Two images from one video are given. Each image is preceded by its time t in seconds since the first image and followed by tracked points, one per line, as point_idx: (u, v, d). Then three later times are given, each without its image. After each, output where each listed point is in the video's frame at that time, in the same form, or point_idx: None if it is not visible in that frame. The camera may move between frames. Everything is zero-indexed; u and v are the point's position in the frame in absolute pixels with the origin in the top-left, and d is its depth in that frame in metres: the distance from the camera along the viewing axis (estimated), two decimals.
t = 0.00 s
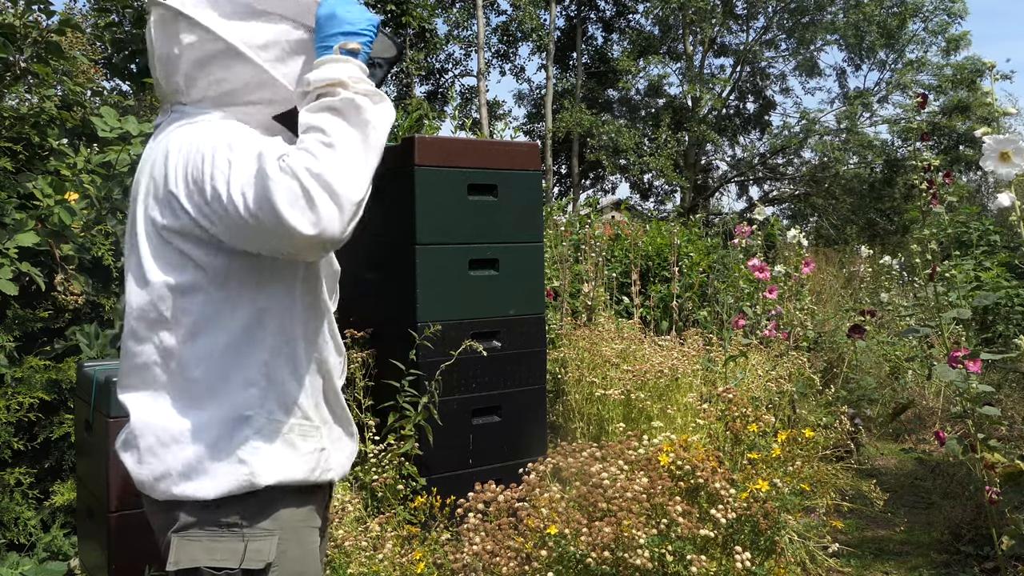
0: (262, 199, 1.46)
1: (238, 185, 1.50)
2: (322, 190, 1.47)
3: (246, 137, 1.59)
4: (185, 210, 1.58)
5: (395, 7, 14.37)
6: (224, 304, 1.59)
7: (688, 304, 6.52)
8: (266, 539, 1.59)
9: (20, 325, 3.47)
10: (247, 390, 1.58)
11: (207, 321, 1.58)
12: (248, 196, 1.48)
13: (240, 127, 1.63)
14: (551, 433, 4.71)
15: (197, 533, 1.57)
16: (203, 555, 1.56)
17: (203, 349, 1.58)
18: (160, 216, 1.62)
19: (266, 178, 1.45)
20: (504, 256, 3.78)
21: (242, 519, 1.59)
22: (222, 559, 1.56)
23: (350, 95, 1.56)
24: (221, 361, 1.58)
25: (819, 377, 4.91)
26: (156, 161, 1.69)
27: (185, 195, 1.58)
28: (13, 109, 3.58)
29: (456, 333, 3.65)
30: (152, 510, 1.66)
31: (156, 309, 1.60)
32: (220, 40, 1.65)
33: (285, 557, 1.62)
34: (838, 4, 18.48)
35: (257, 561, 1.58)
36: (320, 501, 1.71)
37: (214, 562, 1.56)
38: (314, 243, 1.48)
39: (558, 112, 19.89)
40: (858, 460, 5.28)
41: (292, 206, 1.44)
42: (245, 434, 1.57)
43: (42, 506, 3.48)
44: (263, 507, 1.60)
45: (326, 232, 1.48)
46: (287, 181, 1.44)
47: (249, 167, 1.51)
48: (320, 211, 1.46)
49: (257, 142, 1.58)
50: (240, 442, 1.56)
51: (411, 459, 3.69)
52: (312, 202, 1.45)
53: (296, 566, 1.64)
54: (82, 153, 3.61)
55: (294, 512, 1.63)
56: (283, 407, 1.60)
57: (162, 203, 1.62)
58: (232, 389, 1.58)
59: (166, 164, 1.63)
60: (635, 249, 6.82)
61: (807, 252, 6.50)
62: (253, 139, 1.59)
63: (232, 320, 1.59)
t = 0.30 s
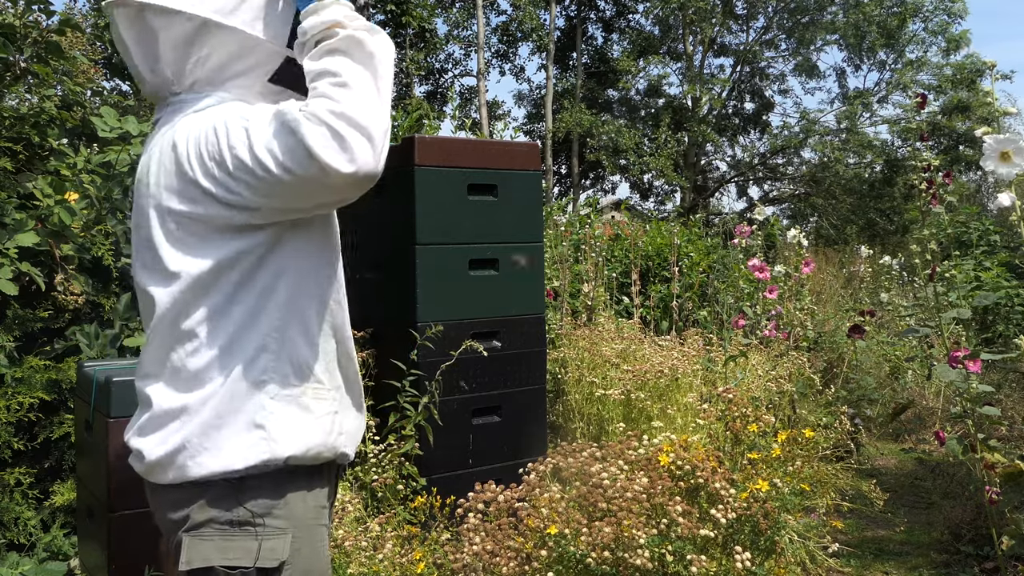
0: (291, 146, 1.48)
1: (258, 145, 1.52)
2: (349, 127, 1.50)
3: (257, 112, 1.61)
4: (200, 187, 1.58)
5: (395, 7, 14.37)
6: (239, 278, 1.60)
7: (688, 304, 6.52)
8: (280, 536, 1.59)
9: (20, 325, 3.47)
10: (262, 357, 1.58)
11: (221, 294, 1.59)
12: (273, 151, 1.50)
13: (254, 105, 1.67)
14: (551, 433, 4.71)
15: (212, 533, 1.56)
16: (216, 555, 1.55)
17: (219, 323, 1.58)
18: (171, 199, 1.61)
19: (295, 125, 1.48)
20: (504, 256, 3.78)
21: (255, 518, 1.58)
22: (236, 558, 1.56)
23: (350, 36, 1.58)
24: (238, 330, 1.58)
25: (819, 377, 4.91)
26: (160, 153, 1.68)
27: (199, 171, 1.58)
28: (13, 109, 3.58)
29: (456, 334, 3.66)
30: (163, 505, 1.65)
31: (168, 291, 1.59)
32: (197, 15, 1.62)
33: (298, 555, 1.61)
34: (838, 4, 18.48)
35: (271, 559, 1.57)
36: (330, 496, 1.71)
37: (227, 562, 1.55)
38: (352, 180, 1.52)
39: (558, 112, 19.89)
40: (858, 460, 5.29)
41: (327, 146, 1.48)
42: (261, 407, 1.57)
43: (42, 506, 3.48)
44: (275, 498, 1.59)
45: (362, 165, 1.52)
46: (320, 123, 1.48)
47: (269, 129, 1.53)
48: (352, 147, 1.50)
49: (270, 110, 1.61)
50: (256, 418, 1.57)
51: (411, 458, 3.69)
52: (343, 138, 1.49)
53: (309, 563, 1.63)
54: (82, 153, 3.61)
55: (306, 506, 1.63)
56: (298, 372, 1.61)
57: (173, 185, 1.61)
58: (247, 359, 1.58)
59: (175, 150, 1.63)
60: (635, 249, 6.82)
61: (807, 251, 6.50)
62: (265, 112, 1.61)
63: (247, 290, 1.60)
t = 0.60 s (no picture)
0: (308, 201, 1.55)
1: (273, 185, 1.57)
2: (365, 194, 1.59)
3: (272, 142, 1.66)
4: (210, 209, 1.63)
5: (394, 7, 14.38)
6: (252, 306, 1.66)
7: (688, 304, 6.52)
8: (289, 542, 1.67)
9: (20, 325, 3.47)
10: (274, 391, 1.66)
11: (233, 321, 1.65)
12: (289, 197, 1.56)
13: (268, 129, 1.71)
14: (551, 433, 4.72)
15: (221, 535, 1.63)
16: (228, 556, 1.62)
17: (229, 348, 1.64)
18: (180, 212, 1.65)
19: (314, 182, 1.55)
20: (504, 255, 3.78)
21: (266, 519, 1.66)
22: (248, 559, 1.63)
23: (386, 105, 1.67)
24: (247, 361, 1.64)
25: (819, 377, 4.91)
26: (167, 159, 1.73)
27: (210, 194, 1.63)
28: (13, 109, 3.58)
29: (456, 334, 3.66)
30: (168, 510, 1.71)
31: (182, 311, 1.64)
32: (219, 72, 1.71)
33: (307, 557, 1.70)
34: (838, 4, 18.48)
35: (283, 560, 1.66)
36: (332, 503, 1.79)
37: (240, 563, 1.62)
38: (357, 247, 1.60)
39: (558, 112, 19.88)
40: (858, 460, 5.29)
41: (343, 212, 1.56)
42: (270, 433, 1.64)
43: (42, 506, 3.48)
44: (286, 509, 1.68)
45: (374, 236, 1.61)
46: (341, 188, 1.56)
47: (289, 169, 1.59)
48: (367, 217, 1.59)
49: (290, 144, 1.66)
50: (264, 445, 1.64)
51: (411, 458, 3.69)
52: (361, 208, 1.58)
53: (316, 565, 1.72)
54: (82, 153, 3.61)
55: (313, 513, 1.72)
56: (310, 410, 1.69)
57: (182, 198, 1.66)
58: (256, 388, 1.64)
59: (184, 163, 1.68)
60: (635, 249, 6.82)
61: (807, 252, 6.50)
62: (280, 144, 1.66)
63: (258, 319, 1.66)
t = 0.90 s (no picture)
0: (334, 221, 1.57)
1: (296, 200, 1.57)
2: (389, 219, 1.64)
3: (292, 153, 1.66)
4: (225, 214, 1.64)
5: (394, 7, 14.40)
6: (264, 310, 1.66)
7: (688, 304, 6.52)
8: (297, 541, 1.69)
9: (20, 325, 3.47)
10: (286, 397, 1.66)
11: (245, 326, 1.64)
12: (313, 214, 1.57)
13: (285, 138, 1.72)
14: (552, 433, 4.72)
15: (229, 534, 1.64)
16: (237, 555, 1.63)
17: (240, 353, 1.64)
18: (193, 213, 1.65)
19: (343, 204, 1.57)
20: (504, 256, 3.78)
21: (273, 518, 1.67)
22: (257, 558, 1.65)
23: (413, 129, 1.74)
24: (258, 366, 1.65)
25: (819, 377, 4.91)
26: (178, 156, 1.73)
27: (226, 199, 1.63)
28: (13, 109, 3.58)
29: (456, 333, 3.66)
30: (173, 511, 1.71)
31: (195, 314, 1.64)
32: (230, 74, 1.72)
33: (315, 554, 1.73)
34: (838, 4, 18.47)
35: (292, 558, 1.68)
36: (336, 501, 1.82)
37: (248, 562, 1.64)
38: (376, 270, 1.64)
39: (558, 112, 19.88)
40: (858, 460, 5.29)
41: (369, 236, 1.60)
42: (278, 436, 1.65)
43: (42, 506, 3.48)
44: (294, 508, 1.70)
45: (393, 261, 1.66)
46: (370, 212, 1.61)
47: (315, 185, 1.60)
48: (390, 242, 1.64)
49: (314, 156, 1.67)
50: (272, 449, 1.64)
51: (411, 458, 3.69)
52: (387, 231, 1.63)
53: (322, 562, 1.75)
54: (82, 152, 3.61)
55: (320, 512, 1.74)
56: (320, 416, 1.71)
57: (195, 199, 1.66)
58: (265, 393, 1.64)
59: (196, 164, 1.68)
60: (635, 249, 6.83)
61: (807, 252, 6.50)
62: (300, 155, 1.67)
63: (269, 325, 1.66)
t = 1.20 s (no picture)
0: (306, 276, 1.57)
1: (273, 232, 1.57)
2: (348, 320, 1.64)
3: (284, 178, 1.67)
4: (212, 225, 1.65)
5: (394, 7, 14.41)
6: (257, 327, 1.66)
7: (688, 304, 6.52)
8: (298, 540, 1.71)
9: (20, 325, 3.47)
10: (275, 409, 1.68)
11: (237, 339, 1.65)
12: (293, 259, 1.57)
13: (280, 157, 1.73)
14: (552, 433, 4.72)
15: (230, 536, 1.67)
16: (240, 555, 1.66)
17: (225, 365, 1.64)
18: (184, 219, 1.67)
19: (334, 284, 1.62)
20: (504, 256, 3.78)
21: (274, 519, 1.70)
22: (260, 557, 1.67)
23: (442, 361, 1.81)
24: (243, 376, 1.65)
25: (818, 377, 4.90)
26: (177, 162, 1.75)
27: (213, 210, 1.64)
28: (13, 109, 3.58)
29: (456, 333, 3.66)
30: (172, 518, 1.73)
31: (188, 325, 1.64)
32: (239, 86, 1.75)
33: (318, 552, 1.76)
34: (838, 4, 18.46)
35: (296, 557, 1.70)
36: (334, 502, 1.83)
37: (252, 561, 1.67)
38: (299, 354, 1.58)
39: (558, 112, 19.87)
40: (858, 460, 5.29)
41: (340, 326, 1.62)
42: (271, 444, 1.67)
43: (42, 506, 3.48)
44: (294, 510, 1.72)
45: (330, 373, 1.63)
46: (359, 316, 1.66)
47: (301, 227, 1.61)
48: (347, 354, 1.64)
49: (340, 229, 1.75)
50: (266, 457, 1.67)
51: (411, 458, 3.69)
52: (356, 343, 1.64)
53: (323, 560, 1.78)
54: (82, 152, 3.61)
55: (321, 512, 1.76)
56: (309, 424, 1.72)
57: (187, 205, 1.67)
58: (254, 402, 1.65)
59: (193, 172, 1.69)
60: (635, 249, 6.83)
61: (807, 252, 6.50)
62: (293, 183, 1.68)
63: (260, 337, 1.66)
